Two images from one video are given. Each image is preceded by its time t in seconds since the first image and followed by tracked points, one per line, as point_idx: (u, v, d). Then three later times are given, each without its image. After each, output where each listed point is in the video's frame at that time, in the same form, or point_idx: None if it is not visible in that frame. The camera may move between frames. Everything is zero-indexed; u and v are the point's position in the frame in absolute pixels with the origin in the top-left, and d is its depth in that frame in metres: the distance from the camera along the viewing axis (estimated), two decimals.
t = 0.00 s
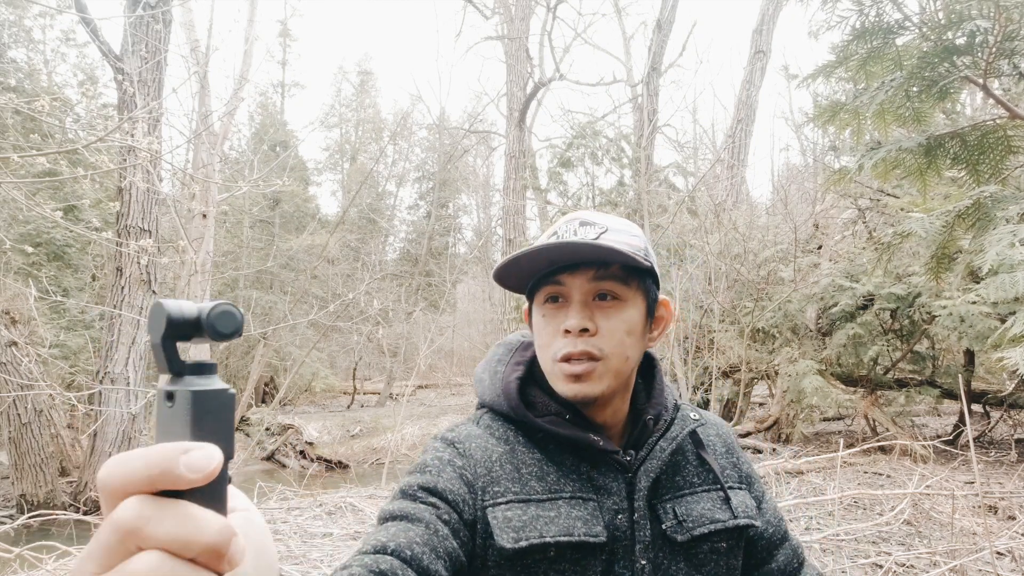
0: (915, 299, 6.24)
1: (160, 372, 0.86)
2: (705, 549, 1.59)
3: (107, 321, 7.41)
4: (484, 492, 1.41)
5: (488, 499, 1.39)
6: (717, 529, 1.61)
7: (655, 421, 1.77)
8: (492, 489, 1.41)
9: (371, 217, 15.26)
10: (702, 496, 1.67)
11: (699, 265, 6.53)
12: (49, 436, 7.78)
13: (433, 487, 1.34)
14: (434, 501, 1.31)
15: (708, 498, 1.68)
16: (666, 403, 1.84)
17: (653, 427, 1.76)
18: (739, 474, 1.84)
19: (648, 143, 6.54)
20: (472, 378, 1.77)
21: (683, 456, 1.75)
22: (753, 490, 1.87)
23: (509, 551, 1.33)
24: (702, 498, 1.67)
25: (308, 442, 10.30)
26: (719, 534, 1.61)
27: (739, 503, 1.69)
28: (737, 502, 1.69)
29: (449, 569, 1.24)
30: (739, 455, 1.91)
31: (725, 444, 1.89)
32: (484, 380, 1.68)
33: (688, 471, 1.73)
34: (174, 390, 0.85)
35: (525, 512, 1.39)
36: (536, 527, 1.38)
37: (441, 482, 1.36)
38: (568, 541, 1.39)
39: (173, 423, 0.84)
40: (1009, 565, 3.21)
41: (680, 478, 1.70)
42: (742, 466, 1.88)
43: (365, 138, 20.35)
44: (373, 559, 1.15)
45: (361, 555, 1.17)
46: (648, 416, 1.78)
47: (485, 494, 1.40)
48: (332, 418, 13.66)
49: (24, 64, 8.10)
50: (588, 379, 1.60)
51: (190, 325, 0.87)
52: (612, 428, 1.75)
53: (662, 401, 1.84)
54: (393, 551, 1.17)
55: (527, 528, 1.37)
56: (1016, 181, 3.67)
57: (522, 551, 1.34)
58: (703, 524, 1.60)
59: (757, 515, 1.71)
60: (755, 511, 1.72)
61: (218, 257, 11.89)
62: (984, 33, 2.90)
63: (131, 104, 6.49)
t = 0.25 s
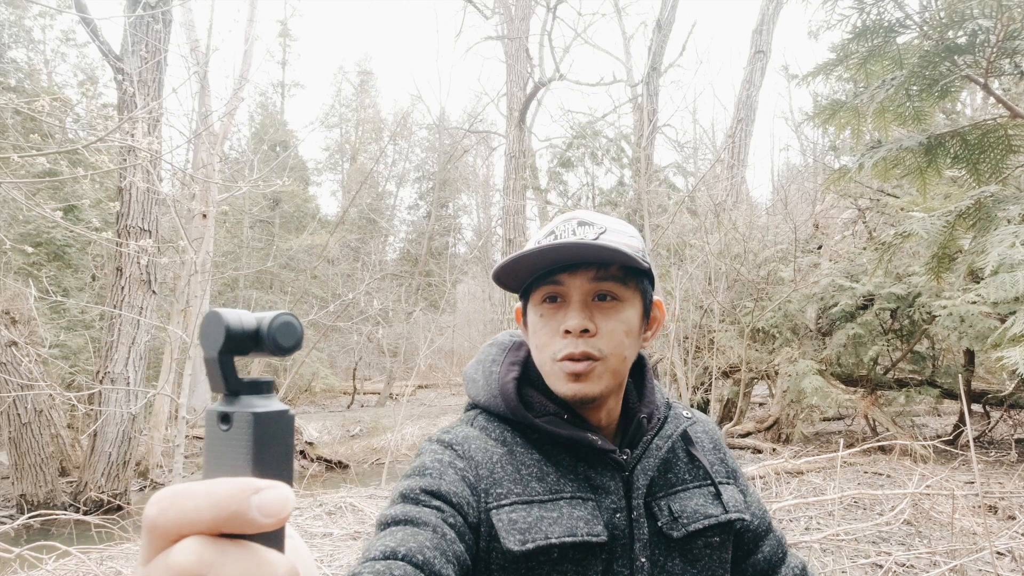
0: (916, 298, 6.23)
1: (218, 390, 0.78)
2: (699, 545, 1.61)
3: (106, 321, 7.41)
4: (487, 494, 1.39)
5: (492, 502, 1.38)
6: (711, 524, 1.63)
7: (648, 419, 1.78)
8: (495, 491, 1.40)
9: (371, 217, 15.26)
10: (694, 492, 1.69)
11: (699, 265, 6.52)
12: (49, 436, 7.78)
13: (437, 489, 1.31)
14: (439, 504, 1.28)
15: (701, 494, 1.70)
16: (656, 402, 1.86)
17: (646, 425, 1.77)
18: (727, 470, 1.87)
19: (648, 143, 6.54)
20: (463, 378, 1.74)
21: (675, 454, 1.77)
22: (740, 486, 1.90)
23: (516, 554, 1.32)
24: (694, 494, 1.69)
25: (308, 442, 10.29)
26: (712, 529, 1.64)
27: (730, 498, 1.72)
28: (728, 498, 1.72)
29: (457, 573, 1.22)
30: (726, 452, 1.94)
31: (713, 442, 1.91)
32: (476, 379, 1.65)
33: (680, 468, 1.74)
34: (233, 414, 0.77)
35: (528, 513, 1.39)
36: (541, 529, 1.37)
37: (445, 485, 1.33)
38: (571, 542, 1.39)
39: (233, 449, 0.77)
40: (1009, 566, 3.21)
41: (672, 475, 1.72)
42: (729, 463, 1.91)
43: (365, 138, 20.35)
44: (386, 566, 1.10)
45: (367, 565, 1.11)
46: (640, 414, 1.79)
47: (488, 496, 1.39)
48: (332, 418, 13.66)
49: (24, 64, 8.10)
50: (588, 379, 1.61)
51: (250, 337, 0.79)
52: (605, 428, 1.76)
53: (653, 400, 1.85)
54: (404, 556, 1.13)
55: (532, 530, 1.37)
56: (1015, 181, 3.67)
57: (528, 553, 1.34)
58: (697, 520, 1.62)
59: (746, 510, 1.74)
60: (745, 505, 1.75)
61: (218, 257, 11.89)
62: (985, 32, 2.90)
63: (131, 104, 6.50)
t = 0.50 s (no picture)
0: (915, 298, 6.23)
1: (319, 393, 0.73)
2: (691, 538, 1.65)
3: (106, 321, 7.41)
4: (490, 496, 1.39)
5: (495, 504, 1.38)
6: (703, 519, 1.66)
7: (639, 418, 1.81)
8: (497, 492, 1.40)
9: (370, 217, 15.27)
10: (685, 487, 1.72)
11: (699, 265, 6.52)
12: (49, 436, 7.78)
13: (441, 493, 1.28)
14: (443, 508, 1.26)
15: (692, 489, 1.72)
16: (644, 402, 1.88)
17: (638, 425, 1.79)
18: (713, 465, 1.90)
19: (648, 143, 6.55)
20: (455, 378, 1.71)
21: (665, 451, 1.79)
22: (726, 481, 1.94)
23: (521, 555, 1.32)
24: (685, 490, 1.71)
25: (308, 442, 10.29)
26: (703, 524, 1.67)
27: (717, 492, 1.76)
28: (716, 492, 1.75)
29: None
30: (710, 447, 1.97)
31: (699, 439, 1.94)
32: (471, 382, 1.63)
33: (672, 465, 1.76)
34: (338, 420, 0.72)
35: (531, 514, 1.39)
36: (545, 530, 1.37)
37: (449, 488, 1.31)
38: (574, 541, 1.39)
39: (340, 454, 0.72)
40: (1009, 565, 3.21)
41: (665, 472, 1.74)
42: (714, 458, 1.95)
43: (365, 138, 20.36)
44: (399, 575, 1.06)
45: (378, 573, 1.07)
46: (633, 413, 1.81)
47: (492, 499, 1.38)
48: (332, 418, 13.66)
49: (24, 64, 8.10)
50: (587, 380, 1.61)
51: (354, 339, 0.74)
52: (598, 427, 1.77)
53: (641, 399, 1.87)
54: (416, 564, 1.10)
55: (536, 531, 1.36)
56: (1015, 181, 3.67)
57: (534, 554, 1.34)
58: (690, 515, 1.65)
59: (733, 503, 1.78)
60: (732, 499, 1.79)
61: (218, 257, 11.90)
62: (985, 33, 2.90)
63: (132, 104, 6.50)
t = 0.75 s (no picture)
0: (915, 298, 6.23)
1: (438, 398, 0.81)
2: (683, 535, 1.67)
3: (107, 321, 7.41)
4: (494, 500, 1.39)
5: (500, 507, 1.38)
6: (694, 516, 1.68)
7: (632, 418, 1.80)
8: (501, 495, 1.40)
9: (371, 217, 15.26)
10: (676, 485, 1.73)
11: (699, 265, 6.52)
12: (49, 436, 7.78)
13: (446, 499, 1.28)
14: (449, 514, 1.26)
15: (683, 487, 1.74)
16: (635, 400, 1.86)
17: (630, 425, 1.78)
18: (697, 463, 1.93)
19: (648, 143, 6.55)
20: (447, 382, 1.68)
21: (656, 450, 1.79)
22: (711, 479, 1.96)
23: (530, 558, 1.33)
24: (676, 488, 1.72)
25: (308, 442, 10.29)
26: (694, 521, 1.69)
27: (706, 489, 1.78)
28: (705, 490, 1.77)
29: None
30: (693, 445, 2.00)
31: (684, 437, 1.96)
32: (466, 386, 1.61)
33: (663, 463, 1.77)
34: (460, 424, 0.81)
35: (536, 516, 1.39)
36: (550, 531, 1.37)
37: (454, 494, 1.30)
38: (578, 542, 1.40)
39: (459, 456, 0.81)
40: (1009, 566, 3.21)
41: (657, 470, 1.74)
42: (698, 456, 1.97)
43: (365, 138, 20.36)
44: None
45: None
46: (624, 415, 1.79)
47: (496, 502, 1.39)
48: (332, 418, 13.66)
49: (24, 64, 8.10)
50: (587, 383, 1.61)
51: (469, 345, 0.82)
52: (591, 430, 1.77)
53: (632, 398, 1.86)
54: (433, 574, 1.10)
55: (541, 532, 1.36)
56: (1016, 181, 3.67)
57: (541, 556, 1.34)
58: (682, 513, 1.67)
59: (720, 500, 1.81)
60: (718, 496, 1.81)
61: (218, 257, 11.90)
62: (985, 34, 2.90)
63: (132, 104, 6.50)
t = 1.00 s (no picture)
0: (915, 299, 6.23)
1: (569, 409, 0.77)
2: (681, 534, 1.64)
3: (106, 321, 7.41)
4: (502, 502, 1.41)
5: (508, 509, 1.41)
6: (693, 514, 1.64)
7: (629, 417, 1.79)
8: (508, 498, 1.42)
9: (371, 217, 15.26)
10: (671, 484, 1.71)
11: (699, 265, 6.52)
12: (49, 436, 7.78)
13: (456, 503, 1.30)
14: (459, 517, 1.28)
15: (679, 487, 1.72)
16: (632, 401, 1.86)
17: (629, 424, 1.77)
18: (691, 464, 1.92)
19: (648, 143, 6.54)
20: (447, 384, 1.70)
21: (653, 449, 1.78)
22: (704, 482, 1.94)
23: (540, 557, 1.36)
24: (671, 486, 1.71)
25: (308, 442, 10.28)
26: (693, 520, 1.66)
27: (702, 489, 1.76)
28: (701, 489, 1.76)
29: None
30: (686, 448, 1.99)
31: (678, 439, 1.95)
32: (467, 389, 1.62)
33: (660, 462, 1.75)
34: (591, 435, 0.78)
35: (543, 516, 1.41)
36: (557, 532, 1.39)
37: (462, 497, 1.32)
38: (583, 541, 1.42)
39: (591, 465, 0.79)
40: (1009, 566, 3.20)
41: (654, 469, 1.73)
42: (691, 457, 1.96)
43: (365, 138, 20.37)
44: None
45: None
46: (624, 414, 1.76)
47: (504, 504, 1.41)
48: (332, 418, 13.66)
49: (24, 64, 8.10)
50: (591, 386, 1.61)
51: (594, 353, 0.77)
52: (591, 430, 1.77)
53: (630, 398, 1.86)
54: None
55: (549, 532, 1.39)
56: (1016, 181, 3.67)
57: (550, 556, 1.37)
58: (680, 511, 1.64)
59: (714, 499, 1.80)
60: (713, 496, 1.80)
61: (218, 257, 11.91)
62: (985, 34, 2.89)
63: (131, 104, 6.50)
